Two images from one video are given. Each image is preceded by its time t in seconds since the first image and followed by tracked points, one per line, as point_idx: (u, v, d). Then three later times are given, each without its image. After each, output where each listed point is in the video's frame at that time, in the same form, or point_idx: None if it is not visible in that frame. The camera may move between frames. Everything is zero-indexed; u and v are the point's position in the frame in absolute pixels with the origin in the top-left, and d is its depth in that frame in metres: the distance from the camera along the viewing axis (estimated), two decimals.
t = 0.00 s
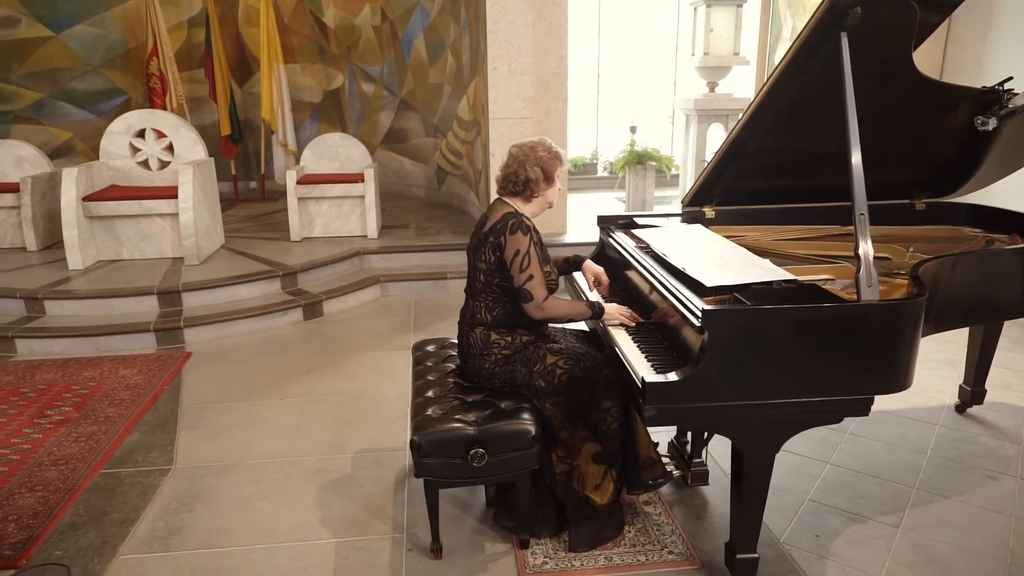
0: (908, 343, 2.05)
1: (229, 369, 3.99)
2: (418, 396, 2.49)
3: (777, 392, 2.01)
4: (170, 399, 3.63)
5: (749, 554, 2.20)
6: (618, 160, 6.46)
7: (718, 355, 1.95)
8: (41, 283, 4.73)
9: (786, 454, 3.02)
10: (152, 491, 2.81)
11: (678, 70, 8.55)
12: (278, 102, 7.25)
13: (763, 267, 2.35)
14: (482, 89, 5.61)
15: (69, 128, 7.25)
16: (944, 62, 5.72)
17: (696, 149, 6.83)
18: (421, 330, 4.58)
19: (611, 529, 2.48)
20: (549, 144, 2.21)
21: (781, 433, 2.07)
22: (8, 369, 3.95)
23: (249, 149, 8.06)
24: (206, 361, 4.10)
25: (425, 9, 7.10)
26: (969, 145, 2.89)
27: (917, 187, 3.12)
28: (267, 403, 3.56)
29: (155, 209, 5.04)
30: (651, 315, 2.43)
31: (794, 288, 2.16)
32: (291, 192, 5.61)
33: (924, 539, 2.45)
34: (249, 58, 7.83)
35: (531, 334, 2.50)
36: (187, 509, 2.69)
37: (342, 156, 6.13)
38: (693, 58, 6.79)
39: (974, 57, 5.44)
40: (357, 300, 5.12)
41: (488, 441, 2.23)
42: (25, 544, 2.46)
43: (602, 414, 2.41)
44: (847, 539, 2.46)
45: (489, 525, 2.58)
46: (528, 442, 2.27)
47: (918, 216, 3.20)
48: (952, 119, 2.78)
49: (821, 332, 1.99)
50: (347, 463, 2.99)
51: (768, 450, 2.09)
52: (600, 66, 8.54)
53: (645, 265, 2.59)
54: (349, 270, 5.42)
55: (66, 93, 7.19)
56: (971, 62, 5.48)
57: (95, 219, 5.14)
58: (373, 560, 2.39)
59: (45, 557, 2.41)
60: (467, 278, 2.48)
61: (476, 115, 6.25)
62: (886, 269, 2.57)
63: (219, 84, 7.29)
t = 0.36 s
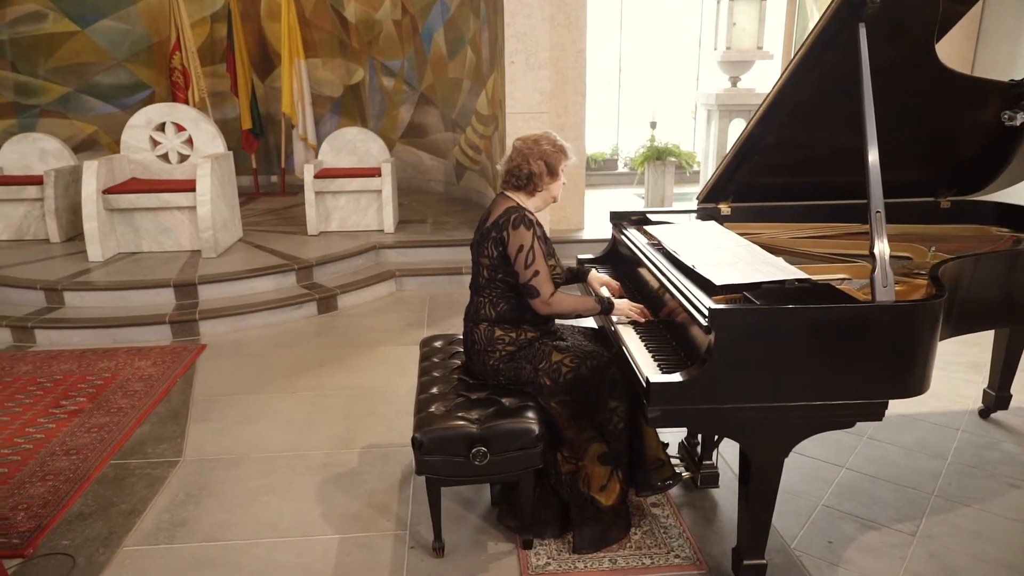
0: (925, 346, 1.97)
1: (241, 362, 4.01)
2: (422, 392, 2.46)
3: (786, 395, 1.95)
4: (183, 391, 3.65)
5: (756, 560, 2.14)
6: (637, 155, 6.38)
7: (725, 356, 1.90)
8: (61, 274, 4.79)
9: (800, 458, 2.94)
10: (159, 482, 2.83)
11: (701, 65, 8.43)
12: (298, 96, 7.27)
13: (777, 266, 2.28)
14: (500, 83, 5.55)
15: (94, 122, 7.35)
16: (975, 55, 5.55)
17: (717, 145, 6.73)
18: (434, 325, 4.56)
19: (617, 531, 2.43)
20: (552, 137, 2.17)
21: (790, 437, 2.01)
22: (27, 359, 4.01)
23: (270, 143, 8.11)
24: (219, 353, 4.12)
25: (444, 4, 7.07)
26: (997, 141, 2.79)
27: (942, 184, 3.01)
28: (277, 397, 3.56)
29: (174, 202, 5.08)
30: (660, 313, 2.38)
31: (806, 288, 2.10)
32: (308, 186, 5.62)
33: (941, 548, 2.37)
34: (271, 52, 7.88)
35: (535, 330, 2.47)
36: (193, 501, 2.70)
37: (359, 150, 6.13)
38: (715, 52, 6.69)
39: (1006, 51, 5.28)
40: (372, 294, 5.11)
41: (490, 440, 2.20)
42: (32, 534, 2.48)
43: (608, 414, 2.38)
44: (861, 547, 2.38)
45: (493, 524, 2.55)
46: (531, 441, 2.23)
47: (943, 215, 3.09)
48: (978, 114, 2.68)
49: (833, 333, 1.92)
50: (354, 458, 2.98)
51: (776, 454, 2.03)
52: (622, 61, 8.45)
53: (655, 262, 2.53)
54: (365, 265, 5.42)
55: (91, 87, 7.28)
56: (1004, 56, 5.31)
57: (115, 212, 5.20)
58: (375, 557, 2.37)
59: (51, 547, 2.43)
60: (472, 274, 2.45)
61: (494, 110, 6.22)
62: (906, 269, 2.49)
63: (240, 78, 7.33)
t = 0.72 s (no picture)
0: (945, 351, 1.89)
1: (250, 358, 3.99)
2: (425, 392, 2.42)
3: (799, 401, 1.87)
4: (191, 386, 3.65)
5: (765, 572, 2.07)
6: (655, 153, 6.29)
7: (734, 360, 1.83)
8: (76, 269, 4.83)
9: (815, 464, 2.86)
10: (163, 478, 2.81)
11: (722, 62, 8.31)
12: (315, 92, 7.27)
13: (790, 266, 2.21)
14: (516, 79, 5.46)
15: (114, 117, 7.40)
16: (1004, 51, 5.39)
17: (736, 143, 6.63)
18: (445, 323, 4.52)
19: (623, 537, 2.36)
20: (555, 131, 2.11)
21: (802, 445, 1.93)
22: (40, 353, 4.03)
23: (287, 139, 8.12)
24: (229, 349, 4.11)
25: None
26: None
27: (968, 183, 2.91)
28: (285, 394, 3.54)
29: (188, 197, 5.09)
30: (670, 313, 2.32)
31: (821, 289, 2.02)
32: (322, 182, 5.60)
33: (961, 562, 2.28)
34: (289, 48, 7.88)
35: (541, 330, 2.41)
36: (195, 498, 2.68)
37: (374, 146, 6.10)
38: (735, 48, 6.58)
39: None
40: (384, 292, 5.08)
41: (492, 442, 2.15)
42: (35, 528, 2.48)
43: (615, 417, 2.29)
44: (877, 559, 2.30)
45: (497, 527, 2.50)
46: (535, 444, 2.18)
47: (969, 215, 2.98)
48: (1008, 111, 2.57)
49: (848, 336, 1.84)
50: (358, 457, 2.94)
51: (788, 462, 1.95)
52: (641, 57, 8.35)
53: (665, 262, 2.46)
54: (378, 261, 5.40)
55: (111, 83, 7.33)
56: None
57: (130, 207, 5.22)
58: (374, 559, 2.33)
59: (52, 542, 2.42)
60: (476, 271, 2.39)
61: (510, 107, 6.16)
62: (927, 272, 2.40)
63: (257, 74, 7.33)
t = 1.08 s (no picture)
0: (958, 360, 1.78)
1: (249, 356, 3.94)
2: (416, 395, 2.34)
3: (801, 411, 1.78)
4: (188, 385, 3.60)
5: None
6: (665, 150, 6.19)
7: (734, 366, 1.74)
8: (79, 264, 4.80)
9: (823, 473, 2.76)
10: (152, 480, 2.76)
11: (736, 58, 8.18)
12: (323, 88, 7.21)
13: (795, 268, 2.12)
14: (523, 74, 5.34)
15: (123, 113, 7.38)
16: None
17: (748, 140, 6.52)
18: (447, 322, 4.45)
19: (619, 548, 2.27)
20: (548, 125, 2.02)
21: (804, 457, 1.83)
22: (38, 349, 4.01)
23: (295, 135, 8.08)
24: (228, 347, 4.07)
25: None
26: None
27: (987, 182, 2.78)
28: (281, 393, 3.48)
29: (192, 193, 5.05)
30: (670, 317, 2.22)
31: (827, 293, 1.93)
32: (327, 178, 5.54)
33: None
34: (298, 44, 7.82)
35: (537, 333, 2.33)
36: (183, 501, 2.63)
37: (380, 142, 6.04)
38: (748, 44, 6.46)
39: None
40: (387, 290, 5.02)
41: (482, 449, 2.07)
42: (20, 530, 2.44)
43: (612, 423, 2.20)
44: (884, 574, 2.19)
45: (489, 535, 2.42)
46: (527, 451, 2.09)
47: (987, 216, 2.86)
48: None
49: (855, 344, 1.74)
50: (352, 460, 2.88)
51: (790, 475, 1.86)
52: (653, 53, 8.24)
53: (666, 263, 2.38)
54: (382, 259, 5.33)
55: (120, 78, 7.30)
56: None
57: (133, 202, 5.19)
58: (362, 567, 2.27)
59: (36, 545, 2.38)
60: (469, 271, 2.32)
61: (518, 103, 6.07)
62: (940, 275, 2.30)
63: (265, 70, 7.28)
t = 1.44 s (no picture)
0: (973, 376, 1.67)
1: (248, 359, 3.89)
2: (407, 405, 2.27)
3: (805, 428, 1.68)
4: (185, 388, 3.55)
5: None
6: (676, 151, 6.08)
7: (732, 381, 1.65)
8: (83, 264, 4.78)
9: (832, 488, 2.65)
10: (142, 486, 2.71)
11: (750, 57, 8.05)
12: (332, 87, 7.16)
13: (801, 276, 2.02)
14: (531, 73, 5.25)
15: (134, 112, 7.35)
16: None
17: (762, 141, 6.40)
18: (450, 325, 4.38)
19: (616, 566, 2.18)
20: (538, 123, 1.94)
21: (808, 478, 1.73)
22: (39, 350, 3.99)
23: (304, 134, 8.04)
24: (228, 349, 4.02)
25: None
26: None
27: (1007, 185, 2.65)
28: (278, 398, 3.42)
29: (196, 192, 5.02)
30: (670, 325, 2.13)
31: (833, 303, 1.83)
32: (332, 178, 5.49)
33: None
34: (308, 42, 7.78)
35: (529, 339, 2.25)
36: (171, 509, 2.57)
37: (387, 142, 5.98)
38: (762, 42, 6.33)
39: None
40: (391, 291, 4.96)
41: (471, 462, 1.99)
42: (4, 536, 2.39)
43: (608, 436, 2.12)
44: None
45: (482, 549, 2.34)
46: (518, 465, 2.01)
47: (1006, 221, 2.73)
48: None
49: (863, 358, 1.64)
50: (345, 468, 2.81)
51: (792, 496, 1.76)
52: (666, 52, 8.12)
53: (666, 268, 2.29)
54: (387, 260, 5.27)
55: (131, 78, 7.27)
56: None
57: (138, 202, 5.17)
58: None
59: (20, 552, 2.33)
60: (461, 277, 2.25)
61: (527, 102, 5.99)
62: (955, 284, 2.19)
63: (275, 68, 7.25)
